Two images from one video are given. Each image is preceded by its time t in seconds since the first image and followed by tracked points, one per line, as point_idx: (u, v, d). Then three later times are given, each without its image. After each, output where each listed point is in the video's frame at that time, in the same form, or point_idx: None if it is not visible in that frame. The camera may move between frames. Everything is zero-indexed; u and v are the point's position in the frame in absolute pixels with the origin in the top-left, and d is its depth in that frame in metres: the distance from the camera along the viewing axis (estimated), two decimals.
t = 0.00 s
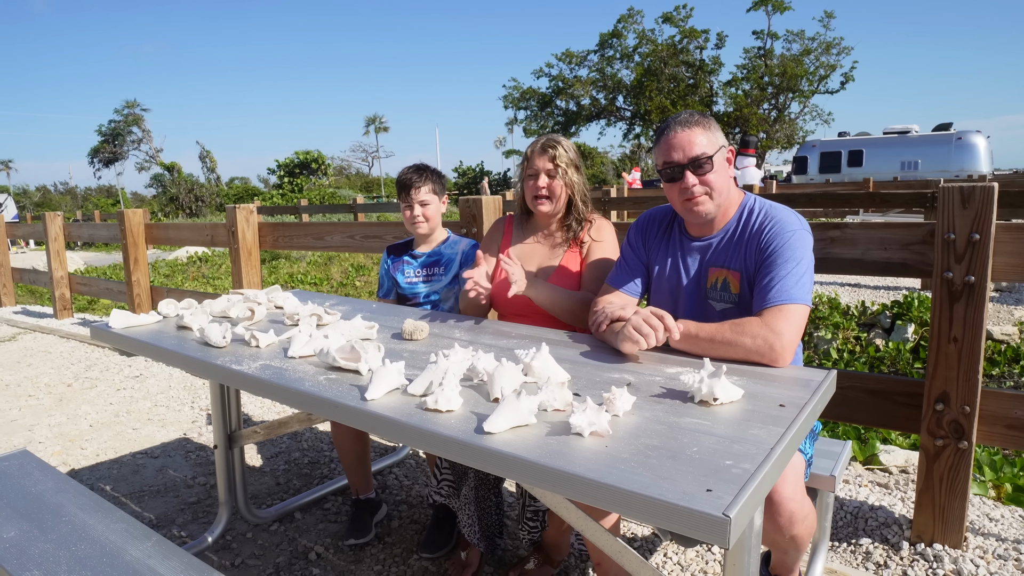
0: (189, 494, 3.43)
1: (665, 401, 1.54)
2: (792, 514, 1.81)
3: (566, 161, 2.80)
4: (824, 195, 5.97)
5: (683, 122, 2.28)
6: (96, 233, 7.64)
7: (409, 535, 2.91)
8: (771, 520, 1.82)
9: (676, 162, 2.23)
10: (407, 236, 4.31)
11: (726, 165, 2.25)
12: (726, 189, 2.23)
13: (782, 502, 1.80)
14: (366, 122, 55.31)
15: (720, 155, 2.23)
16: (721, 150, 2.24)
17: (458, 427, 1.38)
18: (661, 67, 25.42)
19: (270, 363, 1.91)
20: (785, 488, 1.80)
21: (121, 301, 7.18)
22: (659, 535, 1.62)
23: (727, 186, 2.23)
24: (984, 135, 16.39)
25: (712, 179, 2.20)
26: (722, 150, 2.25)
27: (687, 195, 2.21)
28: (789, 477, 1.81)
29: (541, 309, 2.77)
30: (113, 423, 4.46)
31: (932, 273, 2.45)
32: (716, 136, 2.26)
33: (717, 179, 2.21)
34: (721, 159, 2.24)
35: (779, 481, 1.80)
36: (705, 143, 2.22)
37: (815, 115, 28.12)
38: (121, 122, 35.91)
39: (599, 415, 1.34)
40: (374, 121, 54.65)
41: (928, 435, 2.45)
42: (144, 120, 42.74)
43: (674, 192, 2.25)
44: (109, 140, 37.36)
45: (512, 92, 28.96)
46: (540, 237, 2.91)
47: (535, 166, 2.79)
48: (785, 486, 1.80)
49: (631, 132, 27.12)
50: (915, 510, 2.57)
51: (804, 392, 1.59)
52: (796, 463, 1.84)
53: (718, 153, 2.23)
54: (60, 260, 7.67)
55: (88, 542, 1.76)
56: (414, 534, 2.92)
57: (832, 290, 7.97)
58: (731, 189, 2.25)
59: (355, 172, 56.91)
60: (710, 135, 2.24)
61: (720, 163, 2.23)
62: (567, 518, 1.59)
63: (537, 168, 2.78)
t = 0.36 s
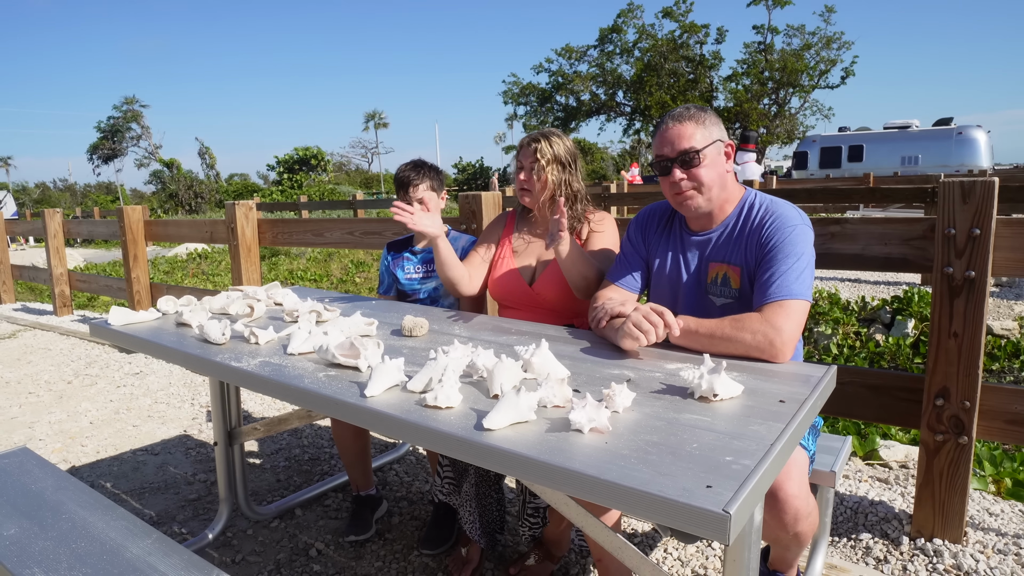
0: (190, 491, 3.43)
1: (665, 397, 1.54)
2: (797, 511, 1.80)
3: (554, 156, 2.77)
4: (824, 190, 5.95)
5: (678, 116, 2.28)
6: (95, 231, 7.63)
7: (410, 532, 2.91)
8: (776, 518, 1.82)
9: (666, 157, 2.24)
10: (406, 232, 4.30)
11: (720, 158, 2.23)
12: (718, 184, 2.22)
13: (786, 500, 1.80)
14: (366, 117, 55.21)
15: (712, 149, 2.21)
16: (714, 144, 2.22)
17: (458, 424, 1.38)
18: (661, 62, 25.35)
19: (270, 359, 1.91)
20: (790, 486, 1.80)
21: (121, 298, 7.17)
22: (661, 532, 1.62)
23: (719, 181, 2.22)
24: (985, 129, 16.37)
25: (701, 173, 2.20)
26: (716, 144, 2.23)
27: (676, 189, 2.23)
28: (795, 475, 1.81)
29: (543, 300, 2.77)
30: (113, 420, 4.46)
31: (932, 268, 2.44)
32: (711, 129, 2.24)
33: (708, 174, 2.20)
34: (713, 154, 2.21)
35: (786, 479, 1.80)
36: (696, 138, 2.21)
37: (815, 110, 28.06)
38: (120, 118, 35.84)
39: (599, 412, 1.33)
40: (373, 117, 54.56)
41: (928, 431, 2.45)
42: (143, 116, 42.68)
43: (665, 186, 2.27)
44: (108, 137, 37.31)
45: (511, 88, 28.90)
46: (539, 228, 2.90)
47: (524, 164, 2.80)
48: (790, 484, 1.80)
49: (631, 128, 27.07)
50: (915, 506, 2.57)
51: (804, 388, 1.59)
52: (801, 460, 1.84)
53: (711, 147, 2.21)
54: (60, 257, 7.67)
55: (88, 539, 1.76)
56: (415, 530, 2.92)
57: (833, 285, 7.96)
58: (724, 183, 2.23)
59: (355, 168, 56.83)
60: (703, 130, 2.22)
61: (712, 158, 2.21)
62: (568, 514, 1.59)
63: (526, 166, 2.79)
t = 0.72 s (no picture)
0: (189, 487, 3.43)
1: (666, 395, 1.54)
2: (793, 511, 1.80)
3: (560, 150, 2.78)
4: (826, 190, 5.95)
5: (659, 124, 2.31)
6: (96, 226, 7.63)
7: (409, 529, 2.91)
8: (773, 519, 1.82)
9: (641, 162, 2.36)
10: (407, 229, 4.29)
11: (683, 172, 2.21)
12: (674, 196, 2.25)
13: (782, 501, 1.80)
14: (367, 115, 55.15)
15: (670, 164, 2.22)
16: (673, 159, 2.22)
17: (459, 421, 1.38)
18: (662, 62, 25.34)
19: (270, 355, 1.90)
20: (787, 487, 1.80)
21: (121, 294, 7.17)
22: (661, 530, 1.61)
23: (677, 195, 2.24)
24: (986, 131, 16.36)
25: (658, 185, 2.27)
26: (676, 158, 2.22)
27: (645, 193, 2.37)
28: (791, 476, 1.81)
29: (541, 299, 2.76)
30: (112, 415, 4.46)
31: (934, 269, 2.44)
32: (673, 143, 2.22)
33: (662, 186, 2.26)
34: (672, 169, 2.23)
35: (783, 481, 1.79)
36: (656, 152, 2.26)
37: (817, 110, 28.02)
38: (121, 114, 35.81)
39: (600, 409, 1.33)
40: (375, 114, 54.52)
41: (929, 431, 2.45)
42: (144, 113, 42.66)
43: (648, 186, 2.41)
44: (109, 133, 37.30)
45: (512, 86, 28.87)
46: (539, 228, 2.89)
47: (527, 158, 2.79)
48: (786, 485, 1.79)
49: (632, 127, 27.05)
50: (915, 506, 2.57)
51: (806, 387, 1.58)
52: (797, 461, 1.84)
53: (672, 162, 2.22)
54: (60, 252, 7.66)
55: (88, 534, 1.75)
56: (414, 527, 2.92)
57: (833, 285, 7.97)
58: (686, 196, 2.23)
59: (355, 166, 56.81)
60: (666, 142, 2.24)
61: (673, 172, 2.23)
62: (568, 512, 1.59)
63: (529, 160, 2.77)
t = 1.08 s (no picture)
0: (189, 481, 3.43)
1: (668, 390, 1.53)
2: (795, 508, 1.80)
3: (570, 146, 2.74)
4: (828, 188, 5.93)
5: (662, 118, 2.30)
6: (97, 221, 7.62)
7: (410, 524, 2.90)
8: (775, 515, 1.81)
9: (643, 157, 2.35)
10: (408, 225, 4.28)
11: (684, 167, 2.21)
12: (675, 190, 2.24)
13: (784, 498, 1.79)
14: (369, 111, 55.09)
15: (671, 157, 2.22)
16: (675, 152, 2.21)
17: (459, 415, 1.37)
18: (665, 59, 25.28)
19: (271, 349, 1.90)
20: (789, 485, 1.79)
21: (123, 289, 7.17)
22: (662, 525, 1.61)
23: (678, 189, 2.23)
24: (990, 129, 16.31)
25: (660, 180, 2.26)
26: (679, 152, 2.21)
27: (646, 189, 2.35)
28: (793, 473, 1.79)
29: (539, 295, 2.76)
30: (113, 410, 4.46)
31: (937, 266, 2.43)
32: (676, 136, 2.21)
33: (664, 180, 2.25)
34: (675, 163, 2.22)
35: (785, 477, 1.78)
36: (658, 145, 2.26)
37: (819, 108, 27.96)
38: (123, 110, 35.82)
39: (601, 404, 1.32)
40: (377, 110, 54.47)
41: (932, 428, 2.44)
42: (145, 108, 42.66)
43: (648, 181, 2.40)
44: (111, 128, 37.31)
45: (514, 83, 28.82)
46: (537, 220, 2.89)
47: (535, 151, 2.76)
48: (789, 481, 1.78)
49: (634, 124, 27.01)
50: (917, 503, 2.56)
51: (808, 383, 1.57)
52: (799, 458, 1.83)
53: (673, 156, 2.22)
54: (61, 247, 7.66)
55: (87, 527, 1.75)
56: (415, 523, 2.91)
57: (835, 283, 7.95)
58: (688, 191, 2.22)
59: (357, 162, 56.79)
60: (669, 136, 2.23)
61: (675, 166, 2.22)
62: (569, 507, 1.58)
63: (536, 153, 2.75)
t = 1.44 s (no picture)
0: (193, 485, 3.44)
1: (668, 387, 1.53)
2: (796, 502, 1.80)
3: (562, 136, 2.81)
4: (826, 179, 5.93)
5: (662, 112, 2.30)
6: (96, 226, 7.62)
7: (414, 524, 2.91)
8: (776, 509, 1.82)
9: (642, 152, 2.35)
10: (407, 225, 4.28)
11: (683, 161, 2.20)
12: (675, 185, 2.24)
13: (785, 492, 1.79)
14: (366, 110, 55.01)
15: (670, 152, 2.22)
16: (675, 146, 2.21)
17: (460, 416, 1.37)
18: (661, 52, 25.22)
19: (271, 353, 1.90)
20: (790, 479, 1.79)
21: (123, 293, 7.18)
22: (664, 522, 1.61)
23: (678, 183, 2.23)
24: (988, 117, 16.28)
25: (659, 175, 2.26)
26: (677, 146, 2.21)
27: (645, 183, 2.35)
28: (794, 467, 1.80)
29: (540, 294, 2.76)
30: (116, 415, 4.47)
31: (937, 256, 2.43)
32: (675, 131, 2.21)
33: (664, 175, 2.25)
34: (674, 157, 2.21)
35: (786, 472, 1.79)
36: (657, 140, 2.26)
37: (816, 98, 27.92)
38: (119, 113, 35.77)
39: (602, 403, 1.33)
40: (373, 109, 54.40)
41: (932, 419, 2.44)
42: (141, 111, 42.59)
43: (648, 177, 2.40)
44: (108, 132, 37.26)
45: (511, 79, 28.76)
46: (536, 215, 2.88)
47: (530, 141, 2.76)
48: (790, 476, 1.79)
49: (631, 118, 26.97)
50: (918, 493, 2.57)
51: (808, 377, 1.58)
52: (800, 452, 1.83)
53: (672, 150, 2.22)
54: (61, 252, 7.66)
55: (92, 534, 1.76)
56: (418, 522, 2.92)
57: (835, 275, 7.95)
58: (688, 185, 2.22)
59: (355, 161, 56.74)
60: (668, 131, 2.23)
61: (674, 160, 2.22)
62: (571, 505, 1.59)
63: (532, 143, 2.75)
